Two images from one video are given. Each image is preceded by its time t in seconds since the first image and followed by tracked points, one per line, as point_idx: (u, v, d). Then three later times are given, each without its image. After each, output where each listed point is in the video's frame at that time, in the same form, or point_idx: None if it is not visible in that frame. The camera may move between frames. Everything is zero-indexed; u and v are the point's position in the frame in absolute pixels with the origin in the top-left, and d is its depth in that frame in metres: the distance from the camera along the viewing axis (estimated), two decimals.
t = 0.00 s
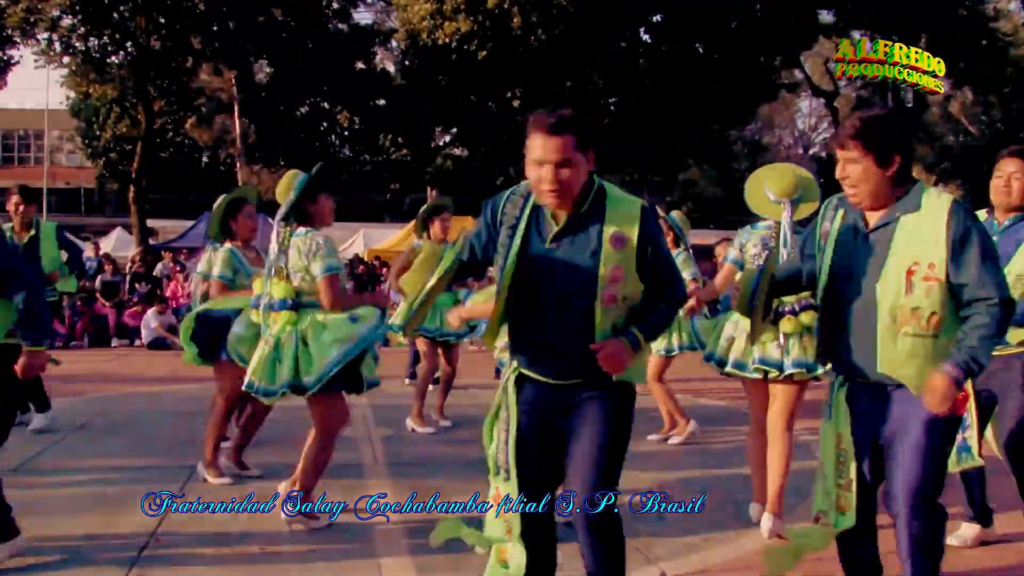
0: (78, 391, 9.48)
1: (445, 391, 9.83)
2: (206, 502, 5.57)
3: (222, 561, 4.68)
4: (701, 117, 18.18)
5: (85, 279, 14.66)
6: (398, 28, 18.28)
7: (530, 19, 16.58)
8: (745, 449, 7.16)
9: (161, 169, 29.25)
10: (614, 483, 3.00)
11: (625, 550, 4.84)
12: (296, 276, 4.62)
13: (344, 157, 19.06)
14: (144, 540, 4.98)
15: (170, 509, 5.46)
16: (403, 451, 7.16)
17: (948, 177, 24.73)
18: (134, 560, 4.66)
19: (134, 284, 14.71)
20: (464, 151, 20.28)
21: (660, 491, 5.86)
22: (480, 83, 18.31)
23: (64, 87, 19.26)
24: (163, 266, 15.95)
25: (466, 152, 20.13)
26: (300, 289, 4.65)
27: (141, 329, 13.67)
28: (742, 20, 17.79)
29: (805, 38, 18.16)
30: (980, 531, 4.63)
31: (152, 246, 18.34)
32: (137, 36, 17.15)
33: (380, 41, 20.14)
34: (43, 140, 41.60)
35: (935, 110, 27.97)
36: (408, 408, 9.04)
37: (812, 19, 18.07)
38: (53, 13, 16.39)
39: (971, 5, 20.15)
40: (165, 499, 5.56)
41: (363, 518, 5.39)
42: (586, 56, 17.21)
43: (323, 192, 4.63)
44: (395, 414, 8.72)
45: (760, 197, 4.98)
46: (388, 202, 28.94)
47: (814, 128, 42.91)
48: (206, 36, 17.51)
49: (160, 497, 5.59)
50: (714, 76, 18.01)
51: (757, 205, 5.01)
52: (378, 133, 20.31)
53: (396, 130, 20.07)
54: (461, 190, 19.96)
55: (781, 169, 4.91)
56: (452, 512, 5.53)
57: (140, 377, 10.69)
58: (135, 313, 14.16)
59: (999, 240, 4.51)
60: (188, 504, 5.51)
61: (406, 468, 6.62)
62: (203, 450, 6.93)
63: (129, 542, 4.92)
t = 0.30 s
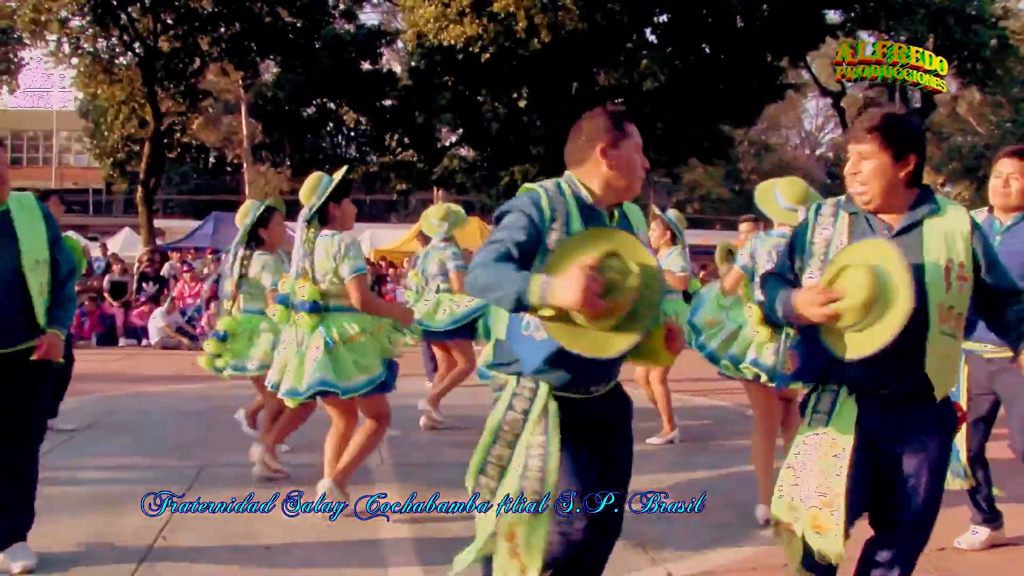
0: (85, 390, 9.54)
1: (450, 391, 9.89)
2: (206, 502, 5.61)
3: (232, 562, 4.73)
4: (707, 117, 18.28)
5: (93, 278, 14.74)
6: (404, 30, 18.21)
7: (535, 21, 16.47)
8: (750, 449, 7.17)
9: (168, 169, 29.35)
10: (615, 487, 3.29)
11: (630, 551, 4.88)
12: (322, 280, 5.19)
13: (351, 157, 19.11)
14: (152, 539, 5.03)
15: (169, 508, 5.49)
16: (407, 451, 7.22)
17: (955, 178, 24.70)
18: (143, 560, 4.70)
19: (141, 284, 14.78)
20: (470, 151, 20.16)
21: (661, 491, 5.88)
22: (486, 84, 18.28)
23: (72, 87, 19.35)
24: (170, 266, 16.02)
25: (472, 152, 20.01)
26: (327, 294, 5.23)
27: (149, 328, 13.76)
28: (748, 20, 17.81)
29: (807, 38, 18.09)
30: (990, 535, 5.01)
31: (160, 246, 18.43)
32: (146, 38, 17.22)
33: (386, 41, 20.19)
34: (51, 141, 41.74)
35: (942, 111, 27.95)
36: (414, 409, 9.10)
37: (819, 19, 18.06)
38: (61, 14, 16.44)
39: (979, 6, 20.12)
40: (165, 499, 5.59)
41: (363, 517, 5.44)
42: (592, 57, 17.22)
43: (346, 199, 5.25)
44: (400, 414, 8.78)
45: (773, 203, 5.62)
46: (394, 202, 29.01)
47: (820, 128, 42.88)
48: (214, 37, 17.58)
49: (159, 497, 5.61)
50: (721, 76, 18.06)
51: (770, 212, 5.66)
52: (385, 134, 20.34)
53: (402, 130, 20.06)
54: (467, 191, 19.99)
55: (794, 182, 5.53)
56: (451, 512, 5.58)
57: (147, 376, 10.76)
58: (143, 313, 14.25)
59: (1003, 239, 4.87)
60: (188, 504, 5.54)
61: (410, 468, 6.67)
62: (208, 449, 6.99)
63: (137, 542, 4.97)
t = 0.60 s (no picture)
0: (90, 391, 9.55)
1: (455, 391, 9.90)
2: (206, 502, 5.61)
3: (235, 562, 4.74)
4: (710, 117, 18.23)
5: (99, 279, 14.77)
6: (409, 31, 18.20)
7: (539, 23, 16.44)
8: (754, 450, 7.19)
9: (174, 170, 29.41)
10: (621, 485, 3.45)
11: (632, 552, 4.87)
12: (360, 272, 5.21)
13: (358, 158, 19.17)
14: (158, 539, 5.04)
15: (169, 508, 5.48)
16: (413, 451, 7.24)
17: (962, 179, 24.66)
18: (147, 560, 4.72)
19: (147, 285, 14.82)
20: (475, 152, 20.15)
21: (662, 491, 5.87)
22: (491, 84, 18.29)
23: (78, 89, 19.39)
24: (177, 267, 16.06)
25: (477, 152, 20.05)
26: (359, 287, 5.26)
27: (155, 329, 13.78)
28: (753, 21, 17.74)
29: (810, 38, 18.05)
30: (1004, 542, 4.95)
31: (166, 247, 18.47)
32: (151, 40, 17.26)
33: (392, 43, 20.21)
34: (57, 143, 41.84)
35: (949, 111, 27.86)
36: (418, 409, 9.12)
37: (825, 20, 18.04)
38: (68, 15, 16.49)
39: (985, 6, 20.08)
40: (165, 499, 5.57)
41: (363, 518, 5.42)
42: (596, 58, 17.24)
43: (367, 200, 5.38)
44: (405, 414, 8.80)
45: (770, 199, 5.64)
46: (400, 203, 29.04)
47: (826, 129, 42.83)
48: (220, 39, 17.63)
49: (159, 497, 5.60)
50: (727, 77, 18.03)
51: (767, 206, 5.70)
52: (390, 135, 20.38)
53: (408, 130, 20.08)
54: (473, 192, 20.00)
55: (786, 173, 5.55)
56: (452, 512, 5.58)
57: (152, 377, 10.76)
58: (148, 314, 14.27)
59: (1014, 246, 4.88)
60: (188, 504, 5.54)
61: (415, 468, 6.70)
62: (214, 449, 7.02)
63: (144, 541, 4.99)
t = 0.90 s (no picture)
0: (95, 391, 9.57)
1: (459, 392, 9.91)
2: (206, 502, 5.62)
3: (239, 562, 4.75)
4: (713, 117, 18.25)
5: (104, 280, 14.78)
6: (413, 31, 18.17)
7: (544, 22, 16.42)
8: (756, 450, 7.20)
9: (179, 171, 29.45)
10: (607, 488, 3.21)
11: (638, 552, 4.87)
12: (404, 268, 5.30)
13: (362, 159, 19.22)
14: (162, 539, 5.05)
15: (169, 508, 5.47)
16: (418, 452, 7.25)
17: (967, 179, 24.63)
18: (151, 559, 4.74)
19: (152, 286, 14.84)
20: (480, 153, 20.14)
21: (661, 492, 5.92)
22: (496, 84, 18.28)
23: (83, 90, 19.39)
24: (181, 268, 16.09)
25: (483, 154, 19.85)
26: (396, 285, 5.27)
27: (160, 329, 13.79)
28: (758, 21, 17.80)
29: (813, 37, 17.96)
30: None
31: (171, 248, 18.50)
32: (156, 41, 17.25)
33: (397, 44, 20.25)
34: (63, 144, 41.91)
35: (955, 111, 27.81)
36: (423, 410, 9.13)
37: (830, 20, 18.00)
38: (73, 17, 16.49)
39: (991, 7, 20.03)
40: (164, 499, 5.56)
41: (364, 518, 5.22)
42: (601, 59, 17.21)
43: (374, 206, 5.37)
44: (408, 415, 8.81)
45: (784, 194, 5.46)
46: (404, 203, 29.06)
47: (831, 129, 42.84)
48: (224, 40, 17.63)
49: (160, 497, 5.61)
50: (731, 77, 18.06)
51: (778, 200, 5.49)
52: (395, 136, 20.47)
53: (412, 131, 20.21)
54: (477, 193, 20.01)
55: (796, 171, 5.27)
56: (451, 513, 5.59)
57: (157, 378, 10.78)
58: (153, 314, 14.27)
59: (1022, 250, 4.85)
60: (188, 504, 5.54)
61: (419, 468, 6.71)
62: (218, 450, 7.03)
63: (149, 542, 5.00)
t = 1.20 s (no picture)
0: (98, 392, 9.59)
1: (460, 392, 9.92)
2: (207, 502, 5.63)
3: (243, 562, 4.76)
4: (714, 116, 18.24)
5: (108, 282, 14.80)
6: (415, 32, 18.17)
7: (546, 21, 16.41)
8: (756, 451, 7.19)
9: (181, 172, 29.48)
10: (614, 485, 3.10)
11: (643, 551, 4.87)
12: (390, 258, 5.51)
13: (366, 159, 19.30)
14: (165, 540, 5.04)
15: (169, 508, 5.47)
16: (421, 451, 7.26)
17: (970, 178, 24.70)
18: (156, 560, 4.75)
19: (155, 287, 14.86)
20: (482, 152, 20.16)
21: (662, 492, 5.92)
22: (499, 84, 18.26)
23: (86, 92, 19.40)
24: (184, 270, 16.10)
25: (485, 153, 20.09)
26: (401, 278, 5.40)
27: (163, 330, 13.81)
28: (761, 20, 17.75)
29: (814, 37, 17.94)
30: None
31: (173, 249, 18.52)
32: (159, 41, 17.25)
33: (399, 44, 20.25)
34: (65, 145, 42.04)
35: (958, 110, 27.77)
36: (425, 409, 9.14)
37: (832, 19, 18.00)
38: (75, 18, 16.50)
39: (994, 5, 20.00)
40: (165, 499, 5.55)
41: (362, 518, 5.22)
42: (602, 59, 17.24)
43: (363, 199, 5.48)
44: (410, 415, 8.82)
45: (777, 192, 5.85)
46: (406, 203, 29.05)
47: (833, 128, 42.81)
48: (226, 41, 17.61)
49: (159, 497, 5.59)
50: (733, 77, 18.06)
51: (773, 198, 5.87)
52: (398, 135, 20.49)
53: (415, 131, 20.29)
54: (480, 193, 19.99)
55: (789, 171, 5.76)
56: (452, 513, 5.58)
57: (160, 378, 10.80)
58: (156, 315, 14.25)
59: None
60: (188, 504, 5.55)
61: (421, 468, 6.71)
62: (220, 450, 7.04)
63: (151, 544, 4.98)
